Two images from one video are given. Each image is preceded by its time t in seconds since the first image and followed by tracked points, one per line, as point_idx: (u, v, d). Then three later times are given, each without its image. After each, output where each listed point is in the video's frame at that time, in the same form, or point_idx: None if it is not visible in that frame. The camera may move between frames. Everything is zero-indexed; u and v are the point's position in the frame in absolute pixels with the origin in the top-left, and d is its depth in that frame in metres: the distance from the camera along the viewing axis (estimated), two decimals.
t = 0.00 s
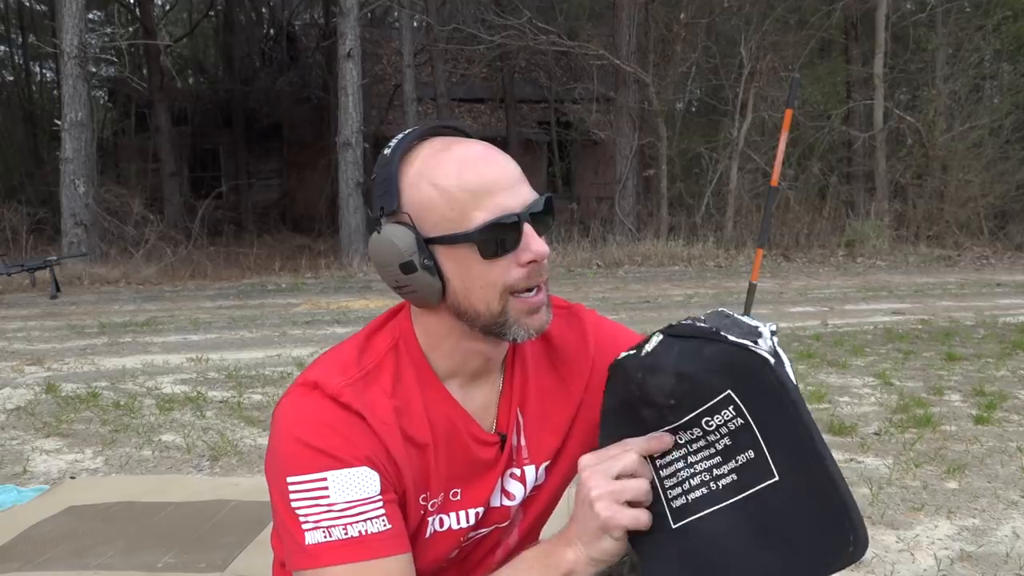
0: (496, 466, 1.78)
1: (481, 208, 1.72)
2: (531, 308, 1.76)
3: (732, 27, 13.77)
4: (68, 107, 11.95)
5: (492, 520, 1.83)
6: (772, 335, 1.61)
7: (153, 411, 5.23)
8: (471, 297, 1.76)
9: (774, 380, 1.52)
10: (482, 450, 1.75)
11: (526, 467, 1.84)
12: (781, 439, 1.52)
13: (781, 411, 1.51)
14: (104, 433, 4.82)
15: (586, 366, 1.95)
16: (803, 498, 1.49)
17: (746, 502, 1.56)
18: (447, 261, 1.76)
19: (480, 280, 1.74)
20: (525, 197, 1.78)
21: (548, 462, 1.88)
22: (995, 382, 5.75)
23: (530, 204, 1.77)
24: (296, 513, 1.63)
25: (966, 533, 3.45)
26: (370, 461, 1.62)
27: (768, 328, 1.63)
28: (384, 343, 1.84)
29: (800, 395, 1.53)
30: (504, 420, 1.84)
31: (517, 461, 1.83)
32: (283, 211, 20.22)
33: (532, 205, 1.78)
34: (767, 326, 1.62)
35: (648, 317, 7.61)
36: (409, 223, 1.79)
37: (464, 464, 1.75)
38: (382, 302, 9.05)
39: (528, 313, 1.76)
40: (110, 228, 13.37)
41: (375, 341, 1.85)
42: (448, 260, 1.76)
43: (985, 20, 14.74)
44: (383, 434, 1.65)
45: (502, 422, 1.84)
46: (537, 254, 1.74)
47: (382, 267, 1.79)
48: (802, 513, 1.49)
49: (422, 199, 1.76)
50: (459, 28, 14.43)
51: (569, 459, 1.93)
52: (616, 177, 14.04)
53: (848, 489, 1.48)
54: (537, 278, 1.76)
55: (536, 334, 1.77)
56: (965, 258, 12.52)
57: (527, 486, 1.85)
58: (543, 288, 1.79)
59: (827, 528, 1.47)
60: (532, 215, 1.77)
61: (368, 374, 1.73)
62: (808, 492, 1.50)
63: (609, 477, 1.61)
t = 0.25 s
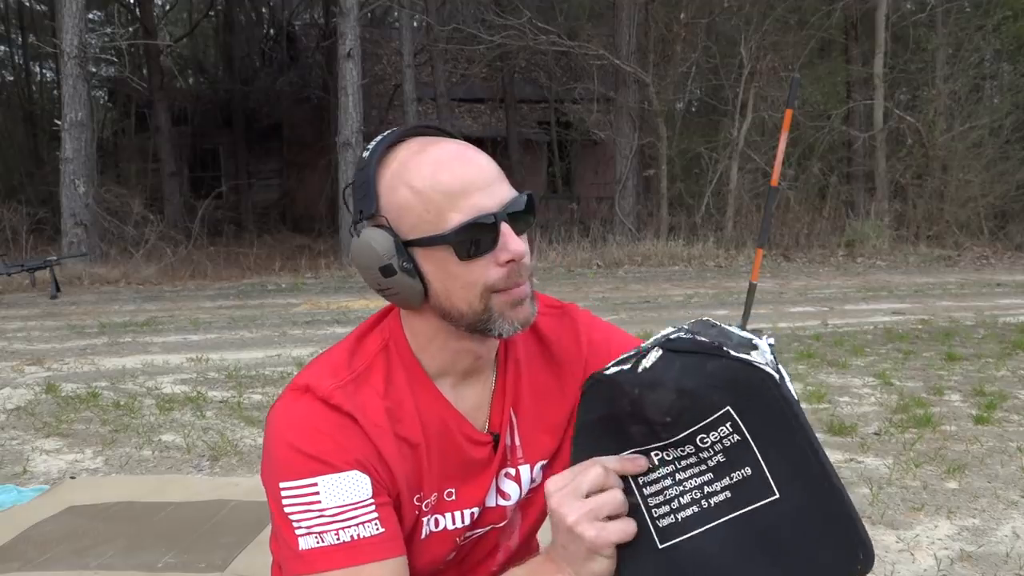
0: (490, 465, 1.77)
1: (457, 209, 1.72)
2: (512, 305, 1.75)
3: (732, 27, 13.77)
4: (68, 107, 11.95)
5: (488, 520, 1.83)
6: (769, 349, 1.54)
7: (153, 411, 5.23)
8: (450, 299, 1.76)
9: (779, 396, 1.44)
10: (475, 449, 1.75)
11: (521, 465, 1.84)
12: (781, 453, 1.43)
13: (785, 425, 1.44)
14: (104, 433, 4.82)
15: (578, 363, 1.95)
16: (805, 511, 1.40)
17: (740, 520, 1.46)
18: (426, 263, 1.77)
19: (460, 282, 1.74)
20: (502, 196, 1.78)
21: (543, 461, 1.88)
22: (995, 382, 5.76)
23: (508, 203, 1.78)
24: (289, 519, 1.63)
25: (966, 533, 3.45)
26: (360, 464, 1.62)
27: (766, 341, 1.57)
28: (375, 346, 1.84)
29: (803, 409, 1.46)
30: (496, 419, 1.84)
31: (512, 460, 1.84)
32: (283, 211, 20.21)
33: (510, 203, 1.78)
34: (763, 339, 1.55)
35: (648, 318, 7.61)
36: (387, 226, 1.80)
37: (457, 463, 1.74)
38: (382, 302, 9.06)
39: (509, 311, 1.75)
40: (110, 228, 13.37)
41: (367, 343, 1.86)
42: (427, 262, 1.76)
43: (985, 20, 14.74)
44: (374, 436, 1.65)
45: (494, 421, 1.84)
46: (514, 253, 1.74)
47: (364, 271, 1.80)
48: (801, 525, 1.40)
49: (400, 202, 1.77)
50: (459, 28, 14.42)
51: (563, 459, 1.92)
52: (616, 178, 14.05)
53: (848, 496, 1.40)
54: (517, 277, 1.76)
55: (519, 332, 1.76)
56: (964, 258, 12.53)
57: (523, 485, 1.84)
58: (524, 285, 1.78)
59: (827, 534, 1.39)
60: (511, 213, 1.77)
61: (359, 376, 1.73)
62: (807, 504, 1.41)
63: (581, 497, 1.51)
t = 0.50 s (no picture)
0: (487, 465, 1.78)
1: (441, 204, 1.74)
2: (498, 300, 1.74)
3: (732, 27, 13.77)
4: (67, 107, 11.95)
5: (487, 522, 1.82)
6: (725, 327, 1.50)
7: (153, 411, 5.23)
8: (433, 292, 1.77)
9: (744, 374, 1.42)
10: (472, 449, 1.76)
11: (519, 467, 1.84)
12: (749, 432, 1.42)
13: (751, 402, 1.42)
14: (104, 433, 4.82)
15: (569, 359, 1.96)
16: (774, 490, 1.41)
17: (708, 498, 1.42)
18: (410, 257, 1.78)
19: (444, 276, 1.75)
20: (488, 193, 1.79)
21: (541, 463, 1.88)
22: (995, 382, 5.76)
23: (494, 200, 1.79)
24: (284, 522, 1.63)
25: (966, 533, 3.45)
26: (353, 466, 1.62)
27: (719, 318, 1.54)
28: (371, 345, 1.84)
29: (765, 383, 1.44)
30: (493, 420, 1.85)
31: (510, 460, 1.83)
32: (283, 211, 20.20)
33: (497, 201, 1.79)
34: (716, 314, 1.51)
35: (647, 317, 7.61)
36: (373, 220, 1.82)
37: (453, 463, 1.75)
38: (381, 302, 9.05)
39: (494, 307, 1.74)
40: (110, 229, 13.38)
41: (363, 343, 1.86)
42: (411, 256, 1.78)
43: (985, 20, 14.74)
44: (368, 436, 1.64)
45: (490, 421, 1.85)
46: (497, 248, 1.73)
47: (351, 265, 1.82)
48: (774, 505, 1.41)
49: (386, 197, 1.79)
50: (459, 28, 14.42)
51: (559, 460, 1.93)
52: (616, 178, 14.06)
53: (819, 471, 1.43)
54: (502, 273, 1.76)
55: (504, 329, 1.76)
56: (965, 258, 12.53)
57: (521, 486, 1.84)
58: (509, 281, 1.78)
59: (800, 508, 1.41)
60: (497, 211, 1.78)
61: (354, 377, 1.74)
62: (776, 483, 1.41)
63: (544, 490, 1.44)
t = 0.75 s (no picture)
0: (483, 464, 1.78)
1: (428, 202, 1.73)
2: (486, 300, 1.74)
3: (732, 27, 13.77)
4: (68, 106, 11.95)
5: (484, 519, 1.82)
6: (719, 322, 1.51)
7: (153, 411, 5.23)
8: (422, 290, 1.77)
9: (728, 368, 1.40)
10: (469, 446, 1.76)
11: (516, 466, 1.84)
12: (736, 431, 1.40)
13: (737, 398, 1.40)
14: (104, 433, 4.82)
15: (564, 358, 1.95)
16: (765, 491, 1.37)
17: (699, 500, 1.41)
18: (400, 253, 1.78)
19: (431, 274, 1.74)
20: (476, 191, 1.78)
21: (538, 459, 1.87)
22: (995, 382, 5.75)
23: (484, 198, 1.77)
24: (281, 522, 1.64)
25: (966, 533, 3.45)
26: (350, 465, 1.62)
27: (716, 315, 1.54)
28: (367, 345, 1.84)
29: (754, 380, 1.42)
30: (490, 417, 1.85)
31: (506, 458, 1.83)
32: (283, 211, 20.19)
33: (487, 200, 1.78)
34: (710, 312, 1.51)
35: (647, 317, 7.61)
36: (364, 218, 1.82)
37: (449, 462, 1.74)
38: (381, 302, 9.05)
39: (482, 306, 1.73)
40: (110, 229, 13.37)
41: (360, 342, 1.87)
42: (400, 253, 1.78)
43: (985, 20, 14.75)
44: (364, 436, 1.64)
45: (486, 420, 1.85)
46: (484, 247, 1.71)
47: (341, 261, 1.83)
48: (762, 507, 1.37)
49: (376, 195, 1.79)
50: (459, 28, 14.41)
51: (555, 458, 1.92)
52: (616, 178, 14.05)
53: (807, 474, 1.37)
54: (490, 272, 1.75)
55: (492, 329, 1.75)
56: (965, 258, 12.53)
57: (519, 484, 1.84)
58: (497, 280, 1.76)
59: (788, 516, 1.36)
60: (486, 210, 1.76)
61: (350, 377, 1.73)
62: (765, 485, 1.37)
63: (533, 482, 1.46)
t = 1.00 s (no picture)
0: (483, 464, 1.78)
1: (424, 201, 1.74)
2: (483, 299, 1.74)
3: (732, 27, 13.77)
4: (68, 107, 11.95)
5: (484, 519, 1.82)
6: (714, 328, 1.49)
7: (153, 411, 5.23)
8: (418, 289, 1.77)
9: (720, 375, 1.39)
10: (468, 447, 1.76)
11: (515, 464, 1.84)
12: (727, 440, 1.39)
13: (727, 406, 1.39)
14: (104, 433, 4.82)
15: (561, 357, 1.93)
16: (755, 501, 1.37)
17: (691, 508, 1.42)
18: (396, 252, 1.79)
19: (427, 274, 1.74)
20: (473, 190, 1.78)
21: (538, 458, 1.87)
22: (995, 382, 5.76)
23: (481, 197, 1.77)
24: (281, 522, 1.65)
25: (966, 533, 3.45)
26: (349, 466, 1.62)
27: (713, 321, 1.51)
28: (366, 344, 1.83)
29: (747, 388, 1.41)
30: (489, 417, 1.85)
31: (505, 458, 1.83)
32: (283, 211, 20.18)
33: (483, 199, 1.77)
34: (706, 317, 1.50)
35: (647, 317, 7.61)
36: (362, 217, 1.83)
37: (448, 462, 1.75)
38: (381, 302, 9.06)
39: (478, 306, 1.74)
40: (110, 229, 13.38)
41: (360, 341, 1.86)
42: (397, 252, 1.78)
43: (985, 20, 14.76)
44: (362, 437, 1.64)
45: (485, 419, 1.85)
46: (479, 246, 1.72)
47: (339, 261, 1.83)
48: (754, 515, 1.37)
49: (374, 195, 1.79)
50: (459, 28, 14.41)
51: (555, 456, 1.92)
52: (616, 178, 14.05)
53: (798, 487, 1.36)
54: (486, 271, 1.75)
55: (489, 327, 1.75)
56: (965, 258, 12.53)
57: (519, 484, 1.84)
58: (494, 278, 1.76)
59: (781, 525, 1.35)
60: (482, 209, 1.76)
61: (349, 377, 1.73)
62: (757, 493, 1.37)
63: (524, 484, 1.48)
